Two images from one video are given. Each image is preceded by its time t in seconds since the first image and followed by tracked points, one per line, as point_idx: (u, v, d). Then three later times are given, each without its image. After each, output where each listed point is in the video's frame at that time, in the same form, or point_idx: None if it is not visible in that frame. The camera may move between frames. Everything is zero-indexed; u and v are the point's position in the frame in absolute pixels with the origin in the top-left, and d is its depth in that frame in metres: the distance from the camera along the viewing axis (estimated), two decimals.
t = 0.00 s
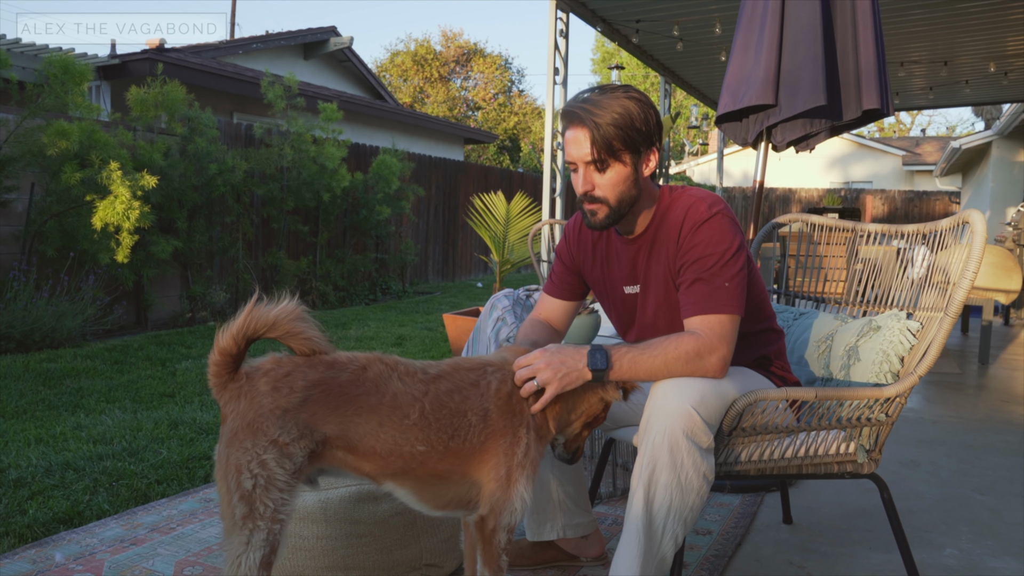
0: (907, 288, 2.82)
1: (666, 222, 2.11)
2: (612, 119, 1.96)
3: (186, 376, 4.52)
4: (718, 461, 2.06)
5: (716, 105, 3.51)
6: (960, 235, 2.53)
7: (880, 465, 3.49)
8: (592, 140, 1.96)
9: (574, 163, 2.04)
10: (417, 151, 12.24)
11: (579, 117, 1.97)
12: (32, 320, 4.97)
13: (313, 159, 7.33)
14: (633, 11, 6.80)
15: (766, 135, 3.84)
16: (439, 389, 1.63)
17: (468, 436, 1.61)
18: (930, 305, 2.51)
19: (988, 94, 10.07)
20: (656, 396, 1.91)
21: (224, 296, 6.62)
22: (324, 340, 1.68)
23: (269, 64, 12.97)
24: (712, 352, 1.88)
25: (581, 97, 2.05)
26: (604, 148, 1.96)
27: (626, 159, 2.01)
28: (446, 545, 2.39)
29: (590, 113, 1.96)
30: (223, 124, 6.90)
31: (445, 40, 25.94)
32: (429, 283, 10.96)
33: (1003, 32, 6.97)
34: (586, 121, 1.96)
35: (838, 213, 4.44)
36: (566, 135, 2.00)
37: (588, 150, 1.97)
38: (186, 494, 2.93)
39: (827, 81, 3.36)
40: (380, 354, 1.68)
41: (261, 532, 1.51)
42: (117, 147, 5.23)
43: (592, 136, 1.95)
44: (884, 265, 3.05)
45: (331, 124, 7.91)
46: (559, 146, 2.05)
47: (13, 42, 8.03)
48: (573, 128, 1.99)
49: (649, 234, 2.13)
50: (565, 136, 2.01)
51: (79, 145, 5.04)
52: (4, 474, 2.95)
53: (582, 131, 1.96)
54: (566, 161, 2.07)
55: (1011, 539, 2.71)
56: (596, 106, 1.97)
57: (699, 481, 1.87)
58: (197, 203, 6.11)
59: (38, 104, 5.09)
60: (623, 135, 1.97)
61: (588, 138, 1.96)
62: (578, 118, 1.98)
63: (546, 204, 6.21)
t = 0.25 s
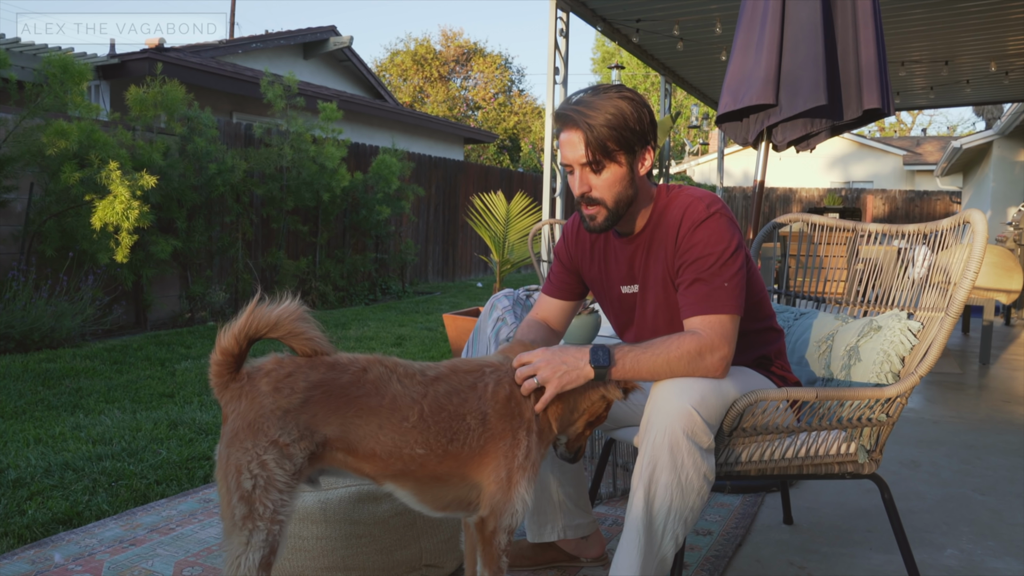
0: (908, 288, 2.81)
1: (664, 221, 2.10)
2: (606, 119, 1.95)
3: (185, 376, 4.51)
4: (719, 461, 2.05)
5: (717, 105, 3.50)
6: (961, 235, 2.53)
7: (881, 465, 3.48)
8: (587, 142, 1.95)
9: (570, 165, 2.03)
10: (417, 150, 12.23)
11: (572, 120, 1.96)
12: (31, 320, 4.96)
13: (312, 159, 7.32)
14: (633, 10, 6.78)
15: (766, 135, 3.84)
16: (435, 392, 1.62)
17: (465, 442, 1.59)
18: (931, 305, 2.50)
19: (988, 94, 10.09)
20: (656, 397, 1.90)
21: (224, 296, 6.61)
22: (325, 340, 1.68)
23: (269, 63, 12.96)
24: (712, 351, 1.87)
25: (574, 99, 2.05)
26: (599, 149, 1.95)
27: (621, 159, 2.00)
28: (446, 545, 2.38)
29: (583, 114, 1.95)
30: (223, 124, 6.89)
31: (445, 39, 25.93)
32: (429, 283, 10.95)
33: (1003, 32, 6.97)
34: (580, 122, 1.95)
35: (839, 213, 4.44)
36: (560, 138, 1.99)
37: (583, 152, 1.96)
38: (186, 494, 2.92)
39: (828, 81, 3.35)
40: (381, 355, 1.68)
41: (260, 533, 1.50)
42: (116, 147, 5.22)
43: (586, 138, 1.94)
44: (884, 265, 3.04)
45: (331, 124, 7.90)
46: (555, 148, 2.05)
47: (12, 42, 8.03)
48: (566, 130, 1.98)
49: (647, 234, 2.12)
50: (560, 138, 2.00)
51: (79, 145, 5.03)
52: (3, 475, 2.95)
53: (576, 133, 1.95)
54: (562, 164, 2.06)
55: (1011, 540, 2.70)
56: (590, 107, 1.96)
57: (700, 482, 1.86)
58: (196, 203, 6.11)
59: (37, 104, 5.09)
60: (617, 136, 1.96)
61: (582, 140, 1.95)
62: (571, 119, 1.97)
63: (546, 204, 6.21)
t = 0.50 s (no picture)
0: (908, 288, 2.80)
1: (663, 220, 2.09)
2: (605, 117, 1.95)
3: (185, 377, 4.51)
4: (719, 462, 2.05)
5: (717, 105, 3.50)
6: (961, 235, 2.52)
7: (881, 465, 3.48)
8: (586, 140, 1.94)
9: (569, 163, 2.03)
10: (417, 150, 12.22)
11: (571, 118, 1.96)
12: (31, 320, 4.95)
13: (312, 159, 7.31)
14: (633, 10, 6.78)
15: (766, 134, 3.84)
16: (434, 393, 1.61)
17: (464, 444, 1.59)
18: (931, 305, 2.50)
19: (988, 94, 10.10)
20: (656, 396, 1.90)
21: (223, 296, 6.60)
22: (325, 340, 1.67)
23: (269, 63, 12.96)
24: (710, 349, 1.87)
25: (574, 98, 2.05)
26: (598, 148, 1.95)
27: (621, 156, 2.00)
28: (446, 546, 2.38)
29: (582, 112, 1.95)
30: (222, 124, 6.88)
31: (445, 39, 25.92)
32: (429, 283, 10.95)
33: (1004, 31, 6.97)
34: (578, 120, 1.95)
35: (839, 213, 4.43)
36: (559, 136, 1.99)
37: (581, 150, 1.96)
38: (185, 494, 2.92)
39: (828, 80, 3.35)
40: (381, 356, 1.67)
41: (259, 533, 1.50)
42: (116, 146, 5.21)
43: (585, 136, 1.94)
44: (884, 265, 3.04)
45: (331, 124, 7.89)
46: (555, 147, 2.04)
47: (12, 42, 8.02)
48: (566, 129, 1.97)
49: (646, 233, 2.12)
50: (559, 137, 2.00)
51: (78, 145, 5.03)
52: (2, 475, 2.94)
53: (575, 131, 1.95)
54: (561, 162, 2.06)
55: (1012, 540, 2.70)
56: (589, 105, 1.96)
57: (700, 482, 1.86)
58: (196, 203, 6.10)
59: (36, 104, 5.09)
60: (616, 133, 1.95)
61: (581, 138, 1.95)
62: (570, 118, 1.97)
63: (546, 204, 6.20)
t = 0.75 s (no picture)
0: (909, 288, 2.80)
1: (663, 220, 2.09)
2: (604, 116, 1.94)
3: (184, 377, 4.50)
4: (719, 462, 2.04)
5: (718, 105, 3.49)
6: (962, 235, 2.52)
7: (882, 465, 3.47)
8: (585, 140, 1.94)
9: (569, 163, 2.02)
10: (417, 150, 12.22)
11: (571, 118, 1.96)
12: (30, 320, 4.94)
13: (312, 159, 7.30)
14: (633, 10, 6.77)
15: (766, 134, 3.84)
16: (431, 394, 1.61)
17: (460, 445, 1.58)
18: (932, 305, 2.49)
19: (989, 94, 10.10)
20: (656, 395, 1.89)
21: (223, 296, 6.58)
22: (324, 340, 1.67)
23: (268, 63, 12.95)
24: (710, 349, 1.87)
25: (573, 98, 2.04)
26: (597, 147, 1.94)
27: (620, 156, 1.99)
28: (446, 546, 2.37)
29: (581, 112, 1.95)
30: (222, 124, 6.88)
31: (445, 39, 25.90)
32: (428, 283, 10.94)
33: (1004, 31, 6.98)
34: (578, 120, 1.94)
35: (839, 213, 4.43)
36: (559, 136, 1.98)
37: (581, 149, 1.95)
38: (185, 494, 2.91)
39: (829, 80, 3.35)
40: (380, 356, 1.66)
41: (257, 533, 1.49)
42: (115, 146, 5.20)
43: (585, 136, 1.93)
44: (885, 265, 3.03)
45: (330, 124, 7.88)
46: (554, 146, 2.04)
47: (11, 41, 8.01)
48: (565, 129, 1.97)
49: (646, 232, 2.11)
50: (558, 136, 1.99)
51: (77, 145, 5.02)
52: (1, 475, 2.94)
53: (574, 131, 1.95)
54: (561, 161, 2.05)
55: (1013, 541, 2.69)
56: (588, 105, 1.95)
57: (700, 482, 1.85)
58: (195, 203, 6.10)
59: (36, 104, 5.08)
60: (615, 133, 1.95)
61: (581, 138, 1.94)
62: (569, 117, 1.96)
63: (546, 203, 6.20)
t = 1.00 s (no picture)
0: (909, 288, 2.79)
1: (663, 220, 2.08)
2: (606, 115, 1.94)
3: (183, 377, 4.50)
4: (720, 462, 2.04)
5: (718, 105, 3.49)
6: (963, 235, 2.51)
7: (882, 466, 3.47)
8: (587, 139, 1.93)
9: (570, 162, 2.02)
10: (417, 149, 12.22)
11: (573, 117, 1.95)
12: (29, 320, 4.93)
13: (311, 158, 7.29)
14: (633, 9, 6.77)
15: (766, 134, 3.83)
16: (427, 394, 1.60)
17: (458, 446, 1.58)
18: (932, 306, 2.49)
19: (990, 93, 10.09)
20: (656, 395, 1.89)
21: (222, 296, 6.57)
22: (322, 340, 1.66)
23: (268, 62, 12.95)
24: (711, 349, 1.86)
25: (573, 97, 2.03)
26: (599, 145, 1.94)
27: (622, 155, 1.99)
28: (446, 546, 2.36)
29: (582, 111, 1.94)
30: (221, 123, 6.87)
31: (445, 39, 25.90)
32: (428, 283, 10.93)
33: (1004, 31, 6.98)
34: (579, 119, 1.94)
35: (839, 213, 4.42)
36: (560, 134, 1.98)
37: (583, 148, 1.95)
38: (184, 495, 2.91)
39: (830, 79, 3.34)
40: (378, 355, 1.66)
41: (256, 534, 1.49)
42: (114, 146, 5.19)
43: (587, 134, 1.93)
44: (885, 265, 3.03)
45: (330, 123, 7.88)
46: (556, 145, 2.03)
47: (11, 41, 8.00)
48: (567, 127, 1.96)
49: (646, 232, 2.11)
50: (560, 135, 1.98)
51: (76, 144, 5.01)
52: None
53: (576, 129, 1.94)
54: (562, 161, 2.04)
55: (1014, 541, 2.68)
56: (589, 104, 1.95)
57: (700, 482, 1.84)
58: (194, 203, 6.09)
59: (35, 103, 5.08)
60: (617, 131, 1.94)
61: (582, 137, 1.94)
62: (571, 116, 1.96)
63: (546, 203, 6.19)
